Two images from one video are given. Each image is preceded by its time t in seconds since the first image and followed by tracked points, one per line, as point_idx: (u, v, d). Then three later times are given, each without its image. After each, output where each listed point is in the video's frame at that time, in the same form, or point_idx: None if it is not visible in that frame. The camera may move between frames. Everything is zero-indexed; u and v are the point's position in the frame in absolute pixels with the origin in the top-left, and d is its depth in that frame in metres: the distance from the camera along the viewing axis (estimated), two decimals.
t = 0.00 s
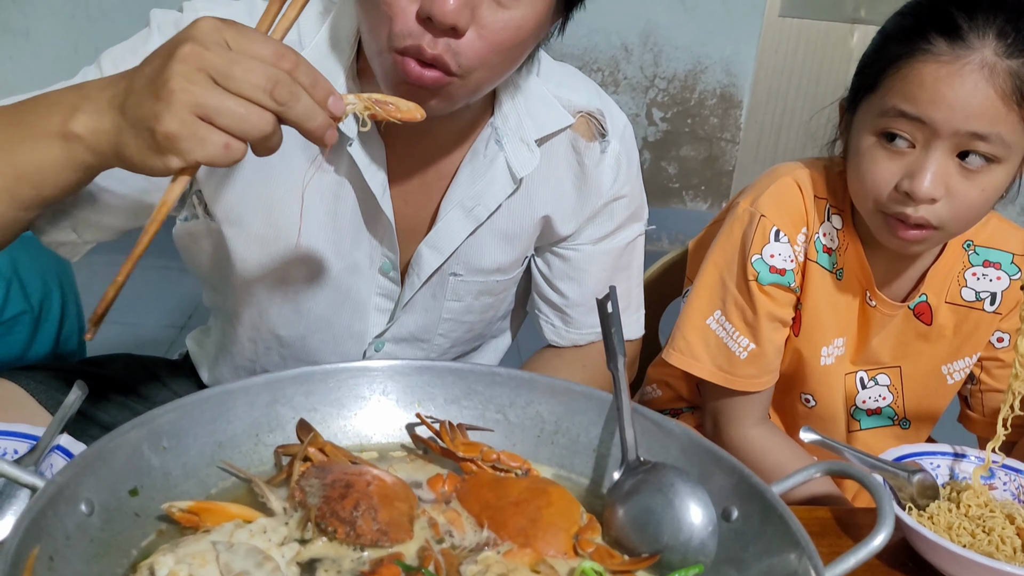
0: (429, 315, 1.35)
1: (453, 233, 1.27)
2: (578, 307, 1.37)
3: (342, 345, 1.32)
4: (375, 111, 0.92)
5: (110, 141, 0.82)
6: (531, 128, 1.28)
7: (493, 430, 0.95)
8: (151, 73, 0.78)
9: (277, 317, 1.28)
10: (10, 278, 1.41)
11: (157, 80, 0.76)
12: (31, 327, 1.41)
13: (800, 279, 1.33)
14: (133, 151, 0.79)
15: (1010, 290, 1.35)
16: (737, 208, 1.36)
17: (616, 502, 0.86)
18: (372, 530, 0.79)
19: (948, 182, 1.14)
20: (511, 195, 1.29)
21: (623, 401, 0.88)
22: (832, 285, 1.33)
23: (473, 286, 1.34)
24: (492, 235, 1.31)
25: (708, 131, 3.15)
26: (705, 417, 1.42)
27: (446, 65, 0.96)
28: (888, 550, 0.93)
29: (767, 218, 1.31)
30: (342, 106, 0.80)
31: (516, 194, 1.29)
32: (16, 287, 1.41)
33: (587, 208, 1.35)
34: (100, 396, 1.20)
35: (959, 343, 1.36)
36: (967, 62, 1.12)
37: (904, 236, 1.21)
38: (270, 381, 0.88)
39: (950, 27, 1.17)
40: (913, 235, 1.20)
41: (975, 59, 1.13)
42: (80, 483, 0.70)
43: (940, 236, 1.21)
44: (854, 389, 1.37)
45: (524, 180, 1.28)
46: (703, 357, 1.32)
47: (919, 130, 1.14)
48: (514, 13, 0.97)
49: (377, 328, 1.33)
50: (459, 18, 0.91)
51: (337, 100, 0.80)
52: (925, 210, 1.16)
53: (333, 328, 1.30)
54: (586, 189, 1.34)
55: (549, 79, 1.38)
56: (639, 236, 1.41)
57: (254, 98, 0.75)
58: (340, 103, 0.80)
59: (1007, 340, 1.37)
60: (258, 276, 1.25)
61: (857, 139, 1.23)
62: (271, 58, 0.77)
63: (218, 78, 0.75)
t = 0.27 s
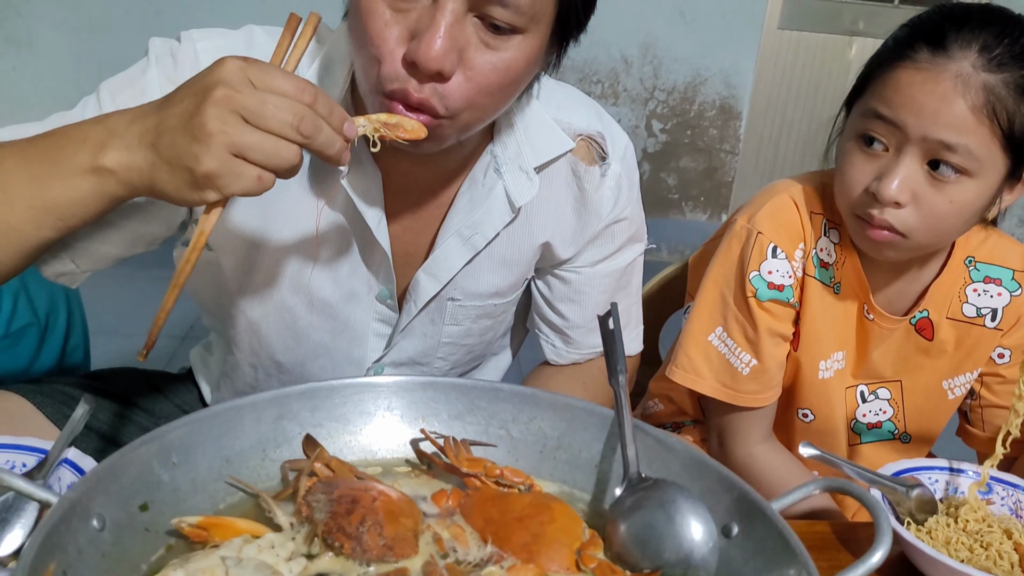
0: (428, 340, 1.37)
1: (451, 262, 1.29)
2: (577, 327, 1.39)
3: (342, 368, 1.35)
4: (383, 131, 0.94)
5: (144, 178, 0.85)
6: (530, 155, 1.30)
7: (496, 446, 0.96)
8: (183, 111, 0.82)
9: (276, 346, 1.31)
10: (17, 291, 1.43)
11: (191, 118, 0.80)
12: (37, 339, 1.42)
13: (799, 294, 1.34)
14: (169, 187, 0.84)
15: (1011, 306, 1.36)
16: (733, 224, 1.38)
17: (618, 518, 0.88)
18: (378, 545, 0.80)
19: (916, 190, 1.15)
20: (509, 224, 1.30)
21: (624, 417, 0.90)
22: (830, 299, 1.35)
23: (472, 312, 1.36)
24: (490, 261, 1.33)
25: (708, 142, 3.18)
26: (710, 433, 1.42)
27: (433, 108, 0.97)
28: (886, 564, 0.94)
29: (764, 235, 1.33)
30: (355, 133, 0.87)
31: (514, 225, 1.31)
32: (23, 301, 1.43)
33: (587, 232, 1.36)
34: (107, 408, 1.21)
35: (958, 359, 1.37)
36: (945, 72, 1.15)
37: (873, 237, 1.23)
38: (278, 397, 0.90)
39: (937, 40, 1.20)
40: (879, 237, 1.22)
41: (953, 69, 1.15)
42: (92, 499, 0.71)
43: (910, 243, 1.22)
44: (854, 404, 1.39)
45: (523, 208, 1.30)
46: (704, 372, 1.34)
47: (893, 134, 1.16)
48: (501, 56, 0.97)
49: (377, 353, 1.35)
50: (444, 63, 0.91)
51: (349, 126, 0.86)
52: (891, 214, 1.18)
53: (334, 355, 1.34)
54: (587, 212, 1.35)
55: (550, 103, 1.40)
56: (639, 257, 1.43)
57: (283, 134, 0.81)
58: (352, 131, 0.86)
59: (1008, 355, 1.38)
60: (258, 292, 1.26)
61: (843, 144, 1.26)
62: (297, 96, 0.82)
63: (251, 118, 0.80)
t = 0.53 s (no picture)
0: (427, 366, 1.38)
1: (450, 291, 1.30)
2: (576, 351, 1.40)
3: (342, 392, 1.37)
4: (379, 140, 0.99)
5: (161, 219, 0.88)
6: (530, 184, 1.32)
7: (496, 465, 0.97)
8: (198, 156, 0.84)
9: (275, 371, 1.33)
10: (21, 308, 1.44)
11: (208, 166, 0.84)
12: (39, 356, 1.43)
13: (795, 312, 1.36)
14: (189, 228, 0.88)
15: (1006, 324, 1.37)
16: (728, 245, 1.40)
17: (617, 538, 0.89)
18: (378, 565, 0.82)
19: (918, 210, 1.17)
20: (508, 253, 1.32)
21: (624, 437, 0.91)
22: (827, 317, 1.36)
23: (471, 338, 1.37)
24: (490, 288, 1.34)
25: (707, 159, 3.21)
26: (711, 453, 1.43)
27: (421, 121, 0.98)
28: None
29: (759, 254, 1.34)
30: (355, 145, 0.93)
31: (513, 254, 1.33)
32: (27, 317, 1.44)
33: (587, 258, 1.37)
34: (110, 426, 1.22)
35: (956, 376, 1.38)
36: (945, 94, 1.17)
37: (872, 255, 1.23)
38: (281, 417, 0.91)
39: (936, 63, 1.22)
40: (880, 255, 1.22)
41: (952, 92, 1.17)
42: (97, 519, 0.72)
43: (909, 261, 1.23)
44: (852, 422, 1.39)
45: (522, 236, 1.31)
46: (704, 392, 1.35)
47: (893, 155, 1.18)
48: (486, 78, 0.97)
49: (376, 379, 1.37)
50: (427, 81, 0.92)
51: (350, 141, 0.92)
52: (893, 234, 1.19)
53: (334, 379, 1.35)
54: (586, 238, 1.36)
55: (549, 129, 1.44)
56: (637, 282, 1.45)
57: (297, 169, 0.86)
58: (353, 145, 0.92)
59: (1004, 373, 1.38)
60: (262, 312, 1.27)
61: (842, 165, 1.27)
62: (304, 128, 0.86)
63: (264, 158, 0.84)
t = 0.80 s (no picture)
0: (429, 385, 1.39)
1: (451, 311, 1.31)
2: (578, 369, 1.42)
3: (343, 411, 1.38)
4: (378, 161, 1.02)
5: (172, 250, 0.90)
6: (531, 205, 1.33)
7: (499, 480, 0.98)
8: (209, 188, 0.86)
9: (275, 392, 1.34)
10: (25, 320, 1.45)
11: (223, 197, 0.86)
12: (43, 369, 1.44)
13: (792, 326, 1.37)
14: (204, 261, 0.90)
15: (1004, 338, 1.38)
16: (725, 260, 1.41)
17: (618, 552, 0.89)
18: None
19: (918, 225, 1.18)
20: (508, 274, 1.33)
21: (625, 451, 0.91)
22: (824, 331, 1.37)
23: (474, 357, 1.38)
24: (491, 307, 1.35)
25: (708, 172, 3.23)
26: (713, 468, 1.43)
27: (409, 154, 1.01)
28: None
29: (755, 270, 1.36)
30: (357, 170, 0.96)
31: (514, 274, 1.34)
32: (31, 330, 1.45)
33: (588, 276, 1.38)
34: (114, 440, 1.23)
35: (955, 391, 1.38)
36: (944, 110, 1.19)
37: (873, 269, 1.25)
38: (284, 432, 0.91)
39: (932, 78, 1.24)
40: (881, 269, 1.24)
41: (951, 107, 1.19)
42: (102, 534, 0.73)
43: (910, 276, 1.24)
44: (851, 437, 1.39)
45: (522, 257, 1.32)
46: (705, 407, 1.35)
47: (892, 172, 1.19)
48: (467, 107, 0.98)
49: (377, 398, 1.38)
50: (404, 110, 0.93)
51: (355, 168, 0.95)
52: (893, 249, 1.20)
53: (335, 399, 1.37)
54: (587, 258, 1.37)
55: (549, 147, 1.44)
56: (639, 298, 1.46)
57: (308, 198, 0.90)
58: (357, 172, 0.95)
59: (1003, 388, 1.39)
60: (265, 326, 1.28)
61: (841, 179, 1.28)
62: (313, 157, 0.90)
63: (278, 188, 0.88)
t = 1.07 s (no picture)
0: (427, 395, 1.40)
1: (449, 322, 1.32)
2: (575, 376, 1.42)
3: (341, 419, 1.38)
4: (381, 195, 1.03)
5: (155, 259, 0.90)
6: (528, 214, 1.33)
7: (495, 482, 0.98)
8: (203, 198, 0.87)
9: (274, 400, 1.34)
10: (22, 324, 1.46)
11: (213, 206, 0.86)
12: (39, 372, 1.45)
13: (785, 328, 1.37)
14: (186, 271, 0.89)
15: (997, 340, 1.38)
16: (717, 265, 1.42)
17: (613, 552, 0.89)
18: None
19: (934, 236, 1.18)
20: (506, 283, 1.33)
21: (620, 452, 0.92)
22: (816, 334, 1.37)
23: (471, 364, 1.39)
24: (489, 316, 1.36)
25: (707, 177, 3.24)
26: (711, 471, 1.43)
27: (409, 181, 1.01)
28: None
29: (746, 273, 1.37)
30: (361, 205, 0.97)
31: (511, 284, 1.34)
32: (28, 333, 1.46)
33: (585, 285, 1.39)
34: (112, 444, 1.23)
35: (947, 392, 1.39)
36: (954, 118, 1.19)
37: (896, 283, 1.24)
38: (280, 434, 0.92)
39: (937, 85, 1.24)
40: (903, 280, 1.23)
41: (961, 114, 1.19)
42: (99, 534, 0.73)
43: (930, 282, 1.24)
44: (846, 439, 1.40)
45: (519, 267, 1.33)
46: (700, 411, 1.36)
47: (904, 185, 1.19)
48: (465, 137, 0.98)
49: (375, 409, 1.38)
50: (403, 141, 0.94)
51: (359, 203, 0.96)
52: (912, 261, 1.20)
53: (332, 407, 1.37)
54: (584, 266, 1.38)
55: (549, 155, 1.44)
56: (637, 303, 1.46)
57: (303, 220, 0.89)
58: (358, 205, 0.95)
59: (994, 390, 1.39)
60: (264, 329, 1.29)
61: (845, 192, 1.28)
62: (311, 180, 0.90)
63: (273, 204, 0.87)
